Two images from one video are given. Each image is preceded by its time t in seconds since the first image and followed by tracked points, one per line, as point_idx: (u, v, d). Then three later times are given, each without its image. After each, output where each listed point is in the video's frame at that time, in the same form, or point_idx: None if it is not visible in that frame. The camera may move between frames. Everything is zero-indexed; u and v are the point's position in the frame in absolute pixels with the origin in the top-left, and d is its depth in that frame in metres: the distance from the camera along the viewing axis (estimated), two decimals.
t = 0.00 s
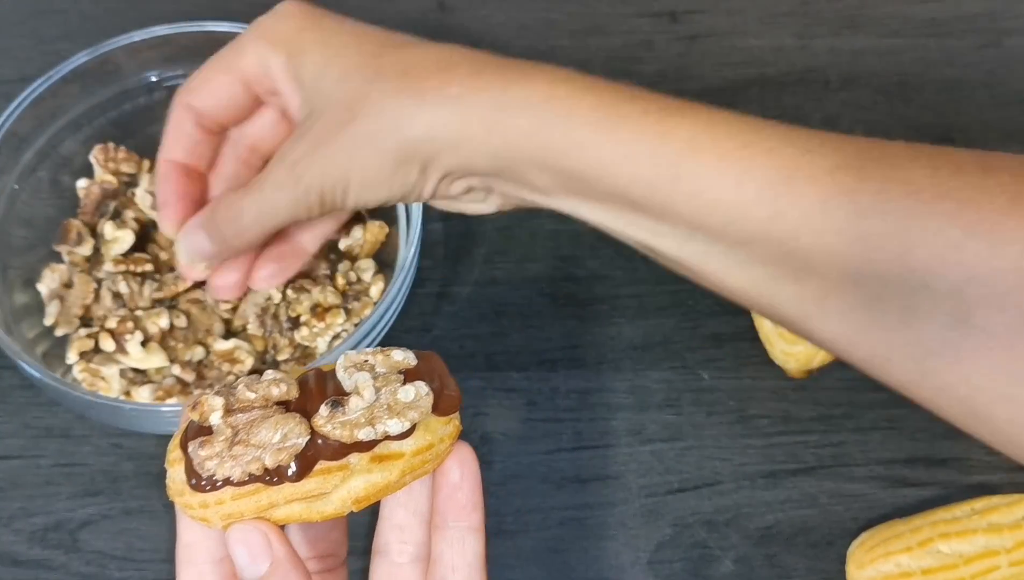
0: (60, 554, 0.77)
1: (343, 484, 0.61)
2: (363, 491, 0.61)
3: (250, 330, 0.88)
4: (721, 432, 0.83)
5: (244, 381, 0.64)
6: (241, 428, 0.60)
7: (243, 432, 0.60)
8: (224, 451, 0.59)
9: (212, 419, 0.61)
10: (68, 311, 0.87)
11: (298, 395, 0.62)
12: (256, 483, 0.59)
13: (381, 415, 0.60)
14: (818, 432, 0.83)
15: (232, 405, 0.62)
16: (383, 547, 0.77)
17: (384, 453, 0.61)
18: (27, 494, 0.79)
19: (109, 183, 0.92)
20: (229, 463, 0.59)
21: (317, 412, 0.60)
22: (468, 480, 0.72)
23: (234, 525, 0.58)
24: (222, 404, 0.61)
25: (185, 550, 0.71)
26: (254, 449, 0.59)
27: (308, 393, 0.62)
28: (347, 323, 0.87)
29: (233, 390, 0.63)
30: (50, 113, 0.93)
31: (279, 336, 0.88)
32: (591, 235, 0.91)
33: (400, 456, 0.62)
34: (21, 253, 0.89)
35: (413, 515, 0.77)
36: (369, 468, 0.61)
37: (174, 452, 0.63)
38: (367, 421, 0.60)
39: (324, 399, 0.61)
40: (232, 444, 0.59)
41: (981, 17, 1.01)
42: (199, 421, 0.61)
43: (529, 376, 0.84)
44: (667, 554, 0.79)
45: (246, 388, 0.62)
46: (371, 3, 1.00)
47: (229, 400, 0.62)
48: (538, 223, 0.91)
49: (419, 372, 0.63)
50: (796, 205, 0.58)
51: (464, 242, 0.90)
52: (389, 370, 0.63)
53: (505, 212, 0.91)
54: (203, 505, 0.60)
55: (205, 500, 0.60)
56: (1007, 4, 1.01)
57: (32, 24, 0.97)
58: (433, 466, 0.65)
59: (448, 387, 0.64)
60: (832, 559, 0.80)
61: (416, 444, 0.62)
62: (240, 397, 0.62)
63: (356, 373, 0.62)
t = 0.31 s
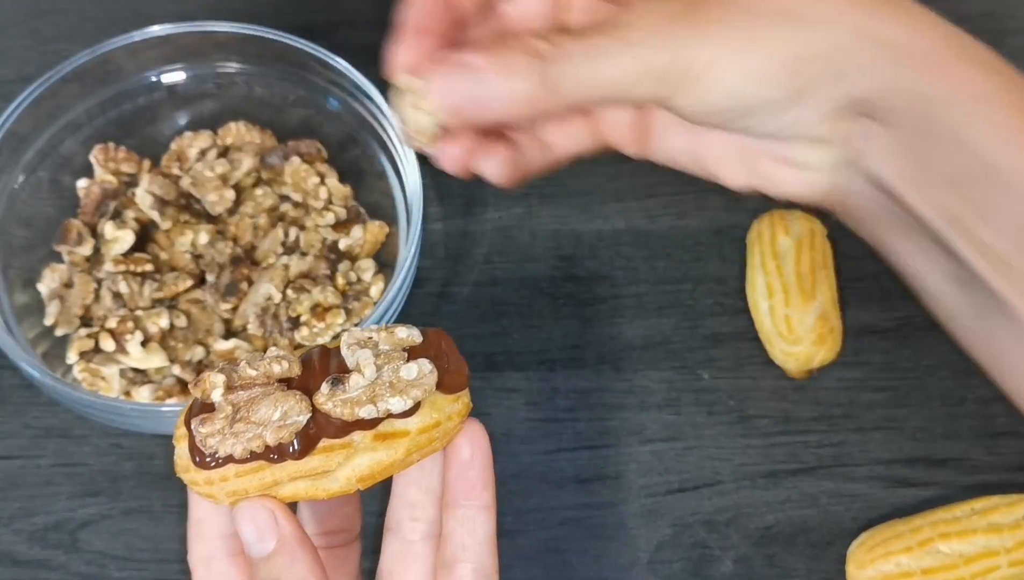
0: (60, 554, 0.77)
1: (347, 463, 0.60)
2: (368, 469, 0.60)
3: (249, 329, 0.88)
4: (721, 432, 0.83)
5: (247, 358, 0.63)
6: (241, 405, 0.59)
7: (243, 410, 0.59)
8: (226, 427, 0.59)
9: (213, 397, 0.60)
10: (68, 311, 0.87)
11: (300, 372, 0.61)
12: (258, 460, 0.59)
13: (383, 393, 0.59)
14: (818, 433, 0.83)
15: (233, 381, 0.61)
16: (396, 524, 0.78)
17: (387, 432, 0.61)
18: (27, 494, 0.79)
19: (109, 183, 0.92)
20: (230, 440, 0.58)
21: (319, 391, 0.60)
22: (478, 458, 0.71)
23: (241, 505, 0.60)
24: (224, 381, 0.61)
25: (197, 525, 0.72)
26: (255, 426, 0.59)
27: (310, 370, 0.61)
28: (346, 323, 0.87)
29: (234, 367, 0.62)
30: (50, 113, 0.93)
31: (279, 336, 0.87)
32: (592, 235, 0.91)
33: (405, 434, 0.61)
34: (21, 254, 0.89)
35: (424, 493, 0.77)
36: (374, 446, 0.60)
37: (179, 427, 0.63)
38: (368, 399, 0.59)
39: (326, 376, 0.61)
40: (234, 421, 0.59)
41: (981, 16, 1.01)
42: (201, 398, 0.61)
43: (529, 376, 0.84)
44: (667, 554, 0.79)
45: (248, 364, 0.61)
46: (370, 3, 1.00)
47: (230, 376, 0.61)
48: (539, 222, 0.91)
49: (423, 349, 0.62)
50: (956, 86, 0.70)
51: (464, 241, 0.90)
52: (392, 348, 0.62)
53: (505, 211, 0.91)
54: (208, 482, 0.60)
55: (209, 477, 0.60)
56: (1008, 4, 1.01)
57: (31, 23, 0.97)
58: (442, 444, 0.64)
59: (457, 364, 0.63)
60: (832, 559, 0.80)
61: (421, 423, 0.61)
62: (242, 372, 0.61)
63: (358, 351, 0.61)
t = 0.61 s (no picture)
0: (60, 554, 0.77)
1: (358, 450, 0.60)
2: (380, 457, 0.60)
3: (250, 329, 0.88)
4: (722, 432, 0.83)
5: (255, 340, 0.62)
6: (246, 391, 0.59)
7: (248, 397, 0.58)
8: (231, 413, 0.58)
9: (218, 379, 0.59)
10: (68, 311, 0.87)
11: (309, 357, 0.60)
12: (267, 445, 0.59)
13: (390, 380, 0.58)
14: (818, 432, 0.83)
15: (239, 366, 0.60)
16: (416, 509, 0.79)
17: (398, 419, 0.60)
18: (27, 494, 0.79)
19: (109, 183, 0.92)
20: (236, 427, 0.58)
21: (325, 377, 0.59)
22: (500, 445, 0.71)
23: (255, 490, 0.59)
24: (230, 365, 0.60)
25: (212, 506, 0.73)
26: (260, 412, 0.58)
27: (319, 354, 0.60)
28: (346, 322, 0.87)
29: (242, 349, 0.61)
30: (49, 114, 0.93)
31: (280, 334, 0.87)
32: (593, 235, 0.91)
33: (417, 422, 0.60)
34: (21, 253, 0.89)
35: (446, 479, 0.78)
36: (384, 434, 0.59)
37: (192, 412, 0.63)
38: (375, 387, 0.58)
39: (334, 362, 0.59)
40: (239, 406, 0.59)
41: (981, 16, 1.01)
42: (207, 382, 0.60)
43: (529, 376, 0.84)
44: (667, 554, 0.79)
45: (254, 348, 0.60)
46: (370, 3, 1.00)
47: (236, 360, 0.60)
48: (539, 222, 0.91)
49: (435, 334, 0.60)
50: (908, 206, 0.72)
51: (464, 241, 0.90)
52: (402, 334, 0.60)
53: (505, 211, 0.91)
54: (219, 466, 0.60)
55: (220, 462, 0.60)
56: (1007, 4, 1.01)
57: (31, 23, 0.97)
58: (460, 431, 0.63)
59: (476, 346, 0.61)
60: (832, 559, 0.80)
61: (435, 411, 0.60)
62: (248, 358, 0.60)
63: (366, 336, 0.59)
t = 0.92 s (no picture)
0: (60, 554, 0.77)
1: (358, 448, 0.60)
2: (380, 454, 0.60)
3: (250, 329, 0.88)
4: (722, 432, 0.83)
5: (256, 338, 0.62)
6: (247, 389, 0.59)
7: (249, 394, 0.58)
8: (232, 410, 0.58)
9: (221, 377, 0.59)
10: (68, 311, 0.87)
11: (310, 355, 0.60)
12: (268, 442, 0.59)
13: (391, 379, 0.58)
14: (818, 433, 0.83)
15: (241, 364, 0.60)
16: (418, 506, 0.79)
17: (399, 417, 0.60)
18: (27, 494, 0.79)
19: (109, 183, 0.92)
20: (237, 424, 0.58)
21: (326, 375, 0.59)
22: (502, 443, 0.71)
23: (258, 484, 0.59)
24: (232, 363, 0.60)
25: (215, 501, 0.72)
26: (261, 410, 0.58)
27: (320, 353, 0.60)
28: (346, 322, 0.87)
29: (243, 347, 0.61)
30: (49, 114, 0.93)
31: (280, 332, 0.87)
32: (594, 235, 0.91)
33: (418, 420, 0.60)
34: (21, 253, 0.89)
35: (448, 476, 0.78)
36: (385, 432, 0.60)
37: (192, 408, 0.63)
38: (376, 386, 0.58)
39: (336, 360, 0.59)
40: (240, 403, 0.58)
41: (981, 16, 1.01)
42: (209, 379, 0.60)
43: (529, 376, 0.84)
44: (667, 554, 0.79)
45: (256, 346, 0.60)
46: (370, 3, 1.00)
47: (238, 358, 0.60)
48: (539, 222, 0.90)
49: (437, 334, 0.61)
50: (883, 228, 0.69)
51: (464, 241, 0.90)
52: (403, 333, 0.60)
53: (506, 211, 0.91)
54: (221, 462, 0.60)
55: (222, 458, 0.60)
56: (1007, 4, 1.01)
57: (30, 23, 0.96)
58: (459, 430, 0.63)
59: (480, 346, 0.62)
60: (832, 559, 0.80)
61: (435, 409, 0.60)
62: (249, 355, 0.60)
63: (368, 335, 0.60)
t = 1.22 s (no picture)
0: (60, 554, 0.77)
1: (351, 443, 0.59)
2: (372, 450, 0.60)
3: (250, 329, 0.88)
4: (722, 432, 0.83)
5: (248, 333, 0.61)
6: (239, 384, 0.58)
7: (242, 389, 0.58)
8: (225, 406, 0.58)
9: (212, 373, 0.58)
10: (68, 311, 0.87)
11: (302, 350, 0.59)
12: (260, 437, 0.59)
13: (381, 375, 0.58)
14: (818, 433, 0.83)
15: (233, 359, 0.59)
16: (412, 502, 0.79)
17: (391, 413, 0.59)
18: (27, 494, 0.79)
19: (109, 183, 0.92)
20: (230, 419, 0.58)
21: (316, 372, 0.58)
22: (495, 437, 0.71)
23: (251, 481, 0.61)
24: (224, 358, 0.59)
25: (211, 496, 0.72)
26: (254, 405, 0.58)
27: (311, 350, 0.59)
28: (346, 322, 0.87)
29: (236, 342, 0.60)
30: (49, 114, 0.93)
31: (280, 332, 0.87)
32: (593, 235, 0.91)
33: (411, 415, 0.60)
34: (22, 253, 0.89)
35: (441, 472, 0.78)
36: (377, 427, 0.59)
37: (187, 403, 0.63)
38: (366, 382, 0.58)
39: (325, 356, 0.59)
40: (233, 399, 0.58)
41: (981, 16, 1.01)
42: (203, 374, 0.60)
43: (529, 376, 0.84)
44: (667, 554, 0.79)
45: (249, 342, 0.59)
46: (370, 3, 0.99)
47: (231, 352, 0.59)
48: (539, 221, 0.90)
49: (427, 329, 0.60)
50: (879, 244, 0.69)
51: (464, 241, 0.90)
52: (393, 329, 0.60)
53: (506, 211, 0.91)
54: (215, 458, 0.60)
55: (215, 453, 0.60)
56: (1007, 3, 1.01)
57: (30, 23, 0.96)
58: (452, 426, 0.63)
59: (473, 343, 0.61)
60: (832, 559, 0.80)
61: (428, 404, 0.60)
62: (242, 351, 0.59)
63: (357, 332, 0.59)
